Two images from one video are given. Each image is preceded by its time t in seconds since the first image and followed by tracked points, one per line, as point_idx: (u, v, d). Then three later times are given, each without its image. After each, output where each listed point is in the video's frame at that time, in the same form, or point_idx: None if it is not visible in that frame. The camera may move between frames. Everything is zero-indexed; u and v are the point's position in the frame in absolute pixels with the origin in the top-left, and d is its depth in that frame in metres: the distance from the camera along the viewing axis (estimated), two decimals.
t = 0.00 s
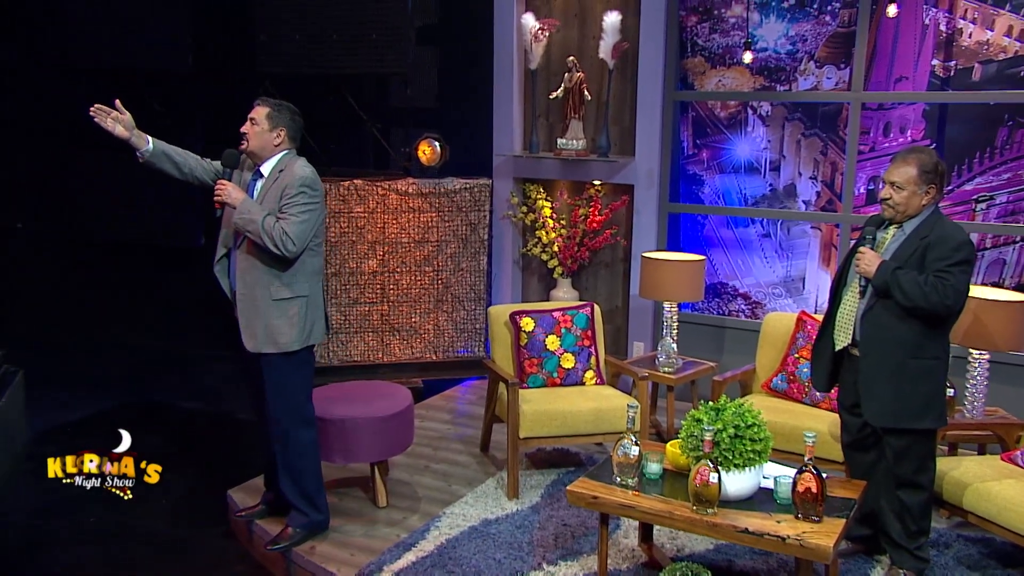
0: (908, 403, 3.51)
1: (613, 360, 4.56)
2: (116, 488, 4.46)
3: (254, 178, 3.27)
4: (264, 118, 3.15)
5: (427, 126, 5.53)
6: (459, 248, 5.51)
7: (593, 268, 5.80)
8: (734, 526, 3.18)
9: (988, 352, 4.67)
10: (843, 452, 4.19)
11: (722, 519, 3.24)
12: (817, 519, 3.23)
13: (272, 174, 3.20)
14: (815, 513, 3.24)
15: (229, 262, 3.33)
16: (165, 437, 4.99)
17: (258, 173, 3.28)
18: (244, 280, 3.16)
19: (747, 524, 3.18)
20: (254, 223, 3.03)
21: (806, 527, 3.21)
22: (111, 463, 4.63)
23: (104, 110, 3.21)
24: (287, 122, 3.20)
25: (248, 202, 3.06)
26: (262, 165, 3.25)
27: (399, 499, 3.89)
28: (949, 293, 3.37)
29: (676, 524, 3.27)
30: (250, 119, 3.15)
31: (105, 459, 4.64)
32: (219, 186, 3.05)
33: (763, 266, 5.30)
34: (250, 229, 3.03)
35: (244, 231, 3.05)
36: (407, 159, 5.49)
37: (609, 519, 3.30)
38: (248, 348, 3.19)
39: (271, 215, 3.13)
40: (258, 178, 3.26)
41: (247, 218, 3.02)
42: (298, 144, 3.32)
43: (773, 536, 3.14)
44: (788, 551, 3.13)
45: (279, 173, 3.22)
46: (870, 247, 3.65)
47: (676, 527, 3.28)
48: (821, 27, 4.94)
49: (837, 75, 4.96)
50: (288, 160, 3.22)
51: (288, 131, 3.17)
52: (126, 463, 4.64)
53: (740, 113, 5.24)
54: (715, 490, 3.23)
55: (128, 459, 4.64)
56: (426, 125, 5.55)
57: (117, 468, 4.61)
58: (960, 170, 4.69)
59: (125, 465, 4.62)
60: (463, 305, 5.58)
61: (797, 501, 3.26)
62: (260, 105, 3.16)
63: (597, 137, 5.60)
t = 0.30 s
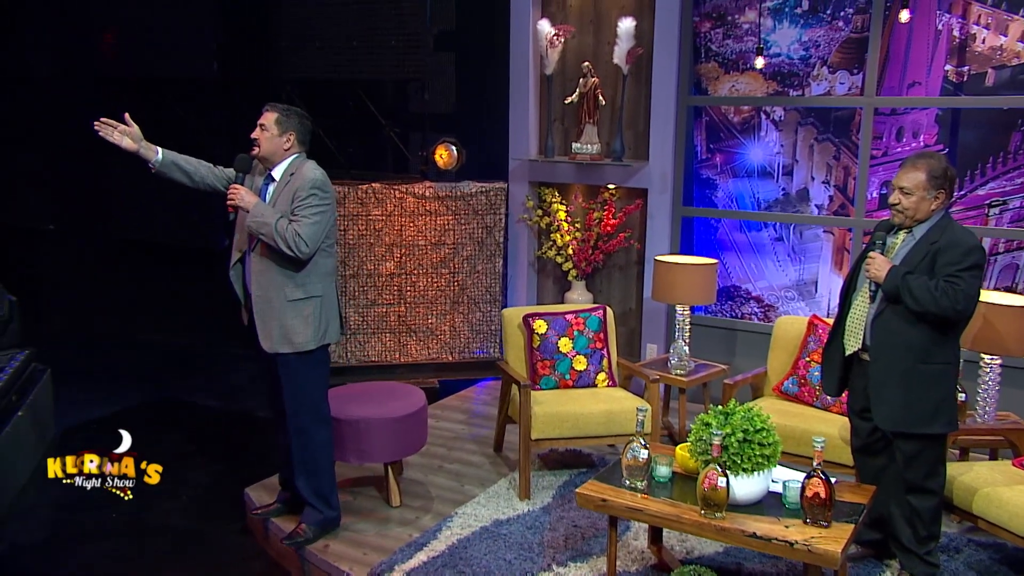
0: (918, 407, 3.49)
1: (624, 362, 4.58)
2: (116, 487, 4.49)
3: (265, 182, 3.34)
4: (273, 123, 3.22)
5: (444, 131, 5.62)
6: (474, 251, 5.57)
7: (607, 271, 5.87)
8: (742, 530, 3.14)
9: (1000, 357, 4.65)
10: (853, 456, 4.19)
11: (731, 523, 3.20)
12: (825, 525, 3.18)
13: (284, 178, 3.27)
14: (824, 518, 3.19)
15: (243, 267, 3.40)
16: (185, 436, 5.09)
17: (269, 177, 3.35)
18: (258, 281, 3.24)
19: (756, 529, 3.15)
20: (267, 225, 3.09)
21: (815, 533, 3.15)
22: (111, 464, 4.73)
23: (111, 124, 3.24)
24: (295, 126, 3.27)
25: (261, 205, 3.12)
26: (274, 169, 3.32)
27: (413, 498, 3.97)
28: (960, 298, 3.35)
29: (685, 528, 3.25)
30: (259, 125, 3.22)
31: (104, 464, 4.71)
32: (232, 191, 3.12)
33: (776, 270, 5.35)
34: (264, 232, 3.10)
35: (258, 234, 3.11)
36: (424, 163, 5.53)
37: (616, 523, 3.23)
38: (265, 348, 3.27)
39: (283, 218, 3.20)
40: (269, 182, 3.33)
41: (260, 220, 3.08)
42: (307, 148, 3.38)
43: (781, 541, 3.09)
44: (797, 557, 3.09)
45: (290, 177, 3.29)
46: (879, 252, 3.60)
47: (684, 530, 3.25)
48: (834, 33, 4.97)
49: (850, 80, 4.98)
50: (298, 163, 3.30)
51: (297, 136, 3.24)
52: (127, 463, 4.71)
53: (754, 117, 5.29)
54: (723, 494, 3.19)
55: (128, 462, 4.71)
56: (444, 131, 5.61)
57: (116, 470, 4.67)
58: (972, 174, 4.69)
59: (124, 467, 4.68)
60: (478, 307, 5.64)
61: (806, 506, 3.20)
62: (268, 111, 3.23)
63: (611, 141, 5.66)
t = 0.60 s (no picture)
0: (927, 411, 3.35)
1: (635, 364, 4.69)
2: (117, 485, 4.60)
3: (281, 188, 3.45)
4: (286, 130, 3.32)
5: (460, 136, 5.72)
6: (489, 254, 5.67)
7: (620, 273, 5.95)
8: (748, 534, 3.12)
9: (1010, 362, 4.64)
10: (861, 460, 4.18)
11: (737, 527, 3.18)
12: (831, 530, 3.15)
13: (297, 184, 3.37)
14: (830, 523, 3.15)
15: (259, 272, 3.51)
16: (207, 434, 5.23)
17: (285, 183, 3.45)
18: (272, 286, 3.35)
19: (761, 533, 3.12)
20: (279, 230, 3.18)
21: (820, 537, 3.12)
22: (112, 463, 4.84)
23: (138, 144, 3.44)
24: (308, 132, 3.36)
25: (274, 210, 3.22)
26: (289, 175, 3.42)
27: (425, 498, 4.08)
28: (965, 304, 3.17)
29: (692, 531, 3.24)
30: (274, 132, 3.32)
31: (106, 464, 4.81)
32: (247, 196, 3.22)
33: (787, 273, 5.41)
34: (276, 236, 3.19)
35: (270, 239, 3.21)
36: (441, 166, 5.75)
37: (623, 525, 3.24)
38: (278, 351, 3.38)
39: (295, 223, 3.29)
40: (284, 188, 3.43)
41: (273, 225, 3.17)
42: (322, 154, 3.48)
43: (787, 545, 3.06)
44: (803, 561, 3.06)
45: (304, 183, 3.39)
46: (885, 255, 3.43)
47: (692, 534, 3.24)
48: (845, 39, 5.01)
49: (861, 86, 5.03)
50: (312, 169, 3.39)
51: (309, 142, 3.34)
52: (129, 462, 4.83)
53: (765, 123, 5.35)
54: (730, 498, 3.17)
55: (129, 462, 4.83)
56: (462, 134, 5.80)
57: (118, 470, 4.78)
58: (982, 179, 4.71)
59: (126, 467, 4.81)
60: (493, 309, 5.74)
61: (812, 511, 3.17)
62: (282, 118, 3.34)
63: (624, 146, 5.74)
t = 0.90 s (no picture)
0: (939, 417, 3.29)
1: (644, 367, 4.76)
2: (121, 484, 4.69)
3: (293, 193, 3.56)
4: (296, 136, 3.44)
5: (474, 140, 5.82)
6: (502, 256, 5.74)
7: (632, 276, 6.00)
8: (752, 539, 2.92)
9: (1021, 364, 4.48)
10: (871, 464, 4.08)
11: (741, 532, 2.98)
12: (837, 536, 2.95)
13: (308, 190, 3.48)
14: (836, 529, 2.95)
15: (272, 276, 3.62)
16: (225, 432, 5.34)
17: (298, 189, 3.56)
18: (283, 289, 3.46)
19: (766, 538, 2.93)
20: (285, 236, 3.29)
21: (825, 543, 2.92)
22: (112, 463, 4.92)
23: (167, 145, 3.58)
24: (317, 137, 3.46)
25: (282, 216, 3.35)
26: (301, 181, 3.54)
27: (435, 497, 4.17)
28: (970, 310, 3.15)
29: (695, 535, 3.05)
30: (285, 138, 3.45)
31: (108, 462, 4.89)
32: (259, 202, 3.40)
33: (798, 276, 5.44)
34: (283, 242, 3.30)
35: (279, 244, 3.33)
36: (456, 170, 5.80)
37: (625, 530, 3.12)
38: (288, 353, 3.48)
39: (304, 228, 3.39)
40: (297, 194, 3.55)
41: (280, 231, 3.30)
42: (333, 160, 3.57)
43: (791, 550, 2.87)
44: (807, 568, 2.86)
45: (314, 188, 3.49)
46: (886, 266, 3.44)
47: (696, 539, 3.05)
48: (855, 44, 5.04)
49: (871, 90, 5.05)
50: (322, 174, 3.49)
51: (316, 147, 3.43)
52: (128, 463, 4.93)
53: (776, 127, 5.39)
54: (734, 502, 2.99)
55: (131, 462, 4.93)
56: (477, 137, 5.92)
57: (119, 469, 4.88)
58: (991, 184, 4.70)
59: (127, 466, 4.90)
60: (506, 310, 5.80)
61: (818, 515, 2.97)
62: (293, 124, 3.45)
63: (636, 150, 5.80)
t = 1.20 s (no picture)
0: (944, 424, 3.21)
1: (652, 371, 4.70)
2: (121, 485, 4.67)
3: (294, 194, 3.53)
4: (298, 136, 3.41)
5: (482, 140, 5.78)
6: (511, 257, 5.69)
7: (641, 278, 5.94)
8: (757, 549, 2.86)
9: None
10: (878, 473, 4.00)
11: (746, 541, 2.92)
12: (845, 546, 2.88)
13: (308, 190, 3.44)
14: (844, 539, 2.88)
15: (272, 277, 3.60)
16: (232, 433, 5.33)
17: (299, 189, 3.53)
18: (283, 291, 3.44)
19: (771, 548, 2.86)
20: (283, 237, 3.27)
21: (832, 554, 2.85)
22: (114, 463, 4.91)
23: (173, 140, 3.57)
24: (319, 138, 3.42)
25: (280, 217, 3.31)
26: (303, 181, 3.50)
27: (439, 502, 4.12)
28: (980, 314, 3.07)
29: (699, 545, 2.99)
30: (287, 137, 3.43)
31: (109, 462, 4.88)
32: (259, 202, 3.37)
33: (810, 279, 5.36)
34: (280, 243, 3.28)
35: (277, 245, 3.30)
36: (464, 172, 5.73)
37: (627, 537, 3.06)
38: (288, 356, 3.45)
39: (303, 229, 3.36)
40: (298, 194, 3.52)
41: (277, 232, 3.27)
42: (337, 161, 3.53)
43: (797, 561, 2.80)
44: None
45: (315, 189, 3.45)
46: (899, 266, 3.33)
47: (701, 548, 2.98)
48: (869, 43, 4.96)
49: (885, 90, 4.96)
50: (323, 175, 3.45)
51: (317, 148, 3.40)
52: (129, 463, 4.92)
53: (788, 127, 5.32)
54: (739, 511, 2.93)
55: (132, 462, 4.92)
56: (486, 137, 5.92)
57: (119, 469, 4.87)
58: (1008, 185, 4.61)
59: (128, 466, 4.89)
60: (514, 312, 5.76)
61: (825, 526, 2.90)
62: (296, 124, 3.42)
63: (645, 151, 5.74)
